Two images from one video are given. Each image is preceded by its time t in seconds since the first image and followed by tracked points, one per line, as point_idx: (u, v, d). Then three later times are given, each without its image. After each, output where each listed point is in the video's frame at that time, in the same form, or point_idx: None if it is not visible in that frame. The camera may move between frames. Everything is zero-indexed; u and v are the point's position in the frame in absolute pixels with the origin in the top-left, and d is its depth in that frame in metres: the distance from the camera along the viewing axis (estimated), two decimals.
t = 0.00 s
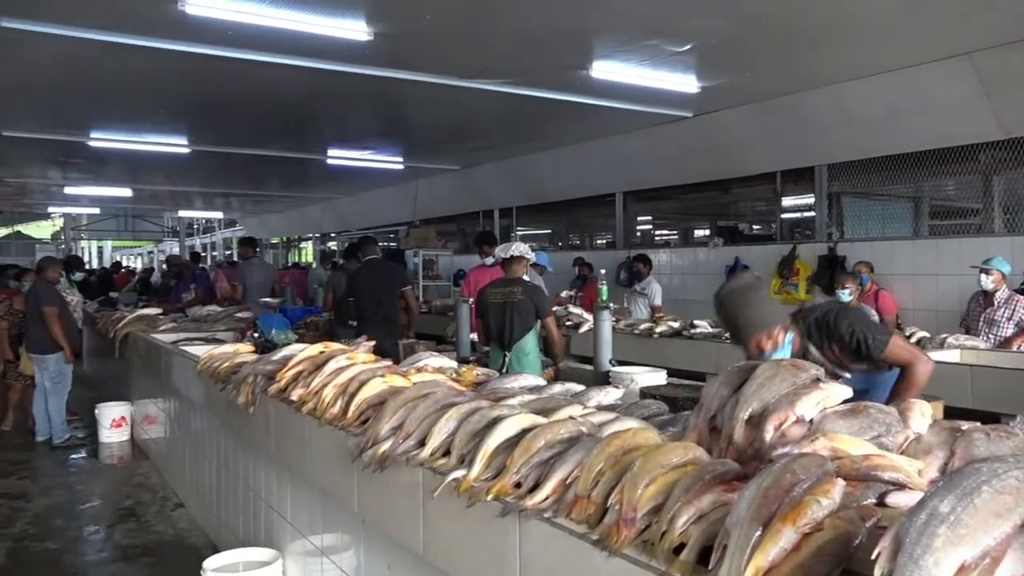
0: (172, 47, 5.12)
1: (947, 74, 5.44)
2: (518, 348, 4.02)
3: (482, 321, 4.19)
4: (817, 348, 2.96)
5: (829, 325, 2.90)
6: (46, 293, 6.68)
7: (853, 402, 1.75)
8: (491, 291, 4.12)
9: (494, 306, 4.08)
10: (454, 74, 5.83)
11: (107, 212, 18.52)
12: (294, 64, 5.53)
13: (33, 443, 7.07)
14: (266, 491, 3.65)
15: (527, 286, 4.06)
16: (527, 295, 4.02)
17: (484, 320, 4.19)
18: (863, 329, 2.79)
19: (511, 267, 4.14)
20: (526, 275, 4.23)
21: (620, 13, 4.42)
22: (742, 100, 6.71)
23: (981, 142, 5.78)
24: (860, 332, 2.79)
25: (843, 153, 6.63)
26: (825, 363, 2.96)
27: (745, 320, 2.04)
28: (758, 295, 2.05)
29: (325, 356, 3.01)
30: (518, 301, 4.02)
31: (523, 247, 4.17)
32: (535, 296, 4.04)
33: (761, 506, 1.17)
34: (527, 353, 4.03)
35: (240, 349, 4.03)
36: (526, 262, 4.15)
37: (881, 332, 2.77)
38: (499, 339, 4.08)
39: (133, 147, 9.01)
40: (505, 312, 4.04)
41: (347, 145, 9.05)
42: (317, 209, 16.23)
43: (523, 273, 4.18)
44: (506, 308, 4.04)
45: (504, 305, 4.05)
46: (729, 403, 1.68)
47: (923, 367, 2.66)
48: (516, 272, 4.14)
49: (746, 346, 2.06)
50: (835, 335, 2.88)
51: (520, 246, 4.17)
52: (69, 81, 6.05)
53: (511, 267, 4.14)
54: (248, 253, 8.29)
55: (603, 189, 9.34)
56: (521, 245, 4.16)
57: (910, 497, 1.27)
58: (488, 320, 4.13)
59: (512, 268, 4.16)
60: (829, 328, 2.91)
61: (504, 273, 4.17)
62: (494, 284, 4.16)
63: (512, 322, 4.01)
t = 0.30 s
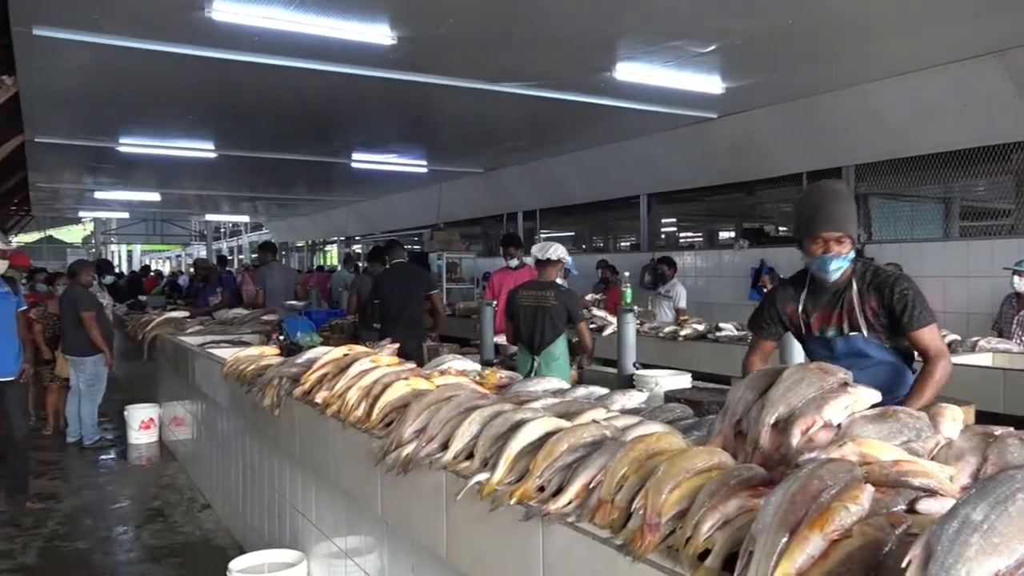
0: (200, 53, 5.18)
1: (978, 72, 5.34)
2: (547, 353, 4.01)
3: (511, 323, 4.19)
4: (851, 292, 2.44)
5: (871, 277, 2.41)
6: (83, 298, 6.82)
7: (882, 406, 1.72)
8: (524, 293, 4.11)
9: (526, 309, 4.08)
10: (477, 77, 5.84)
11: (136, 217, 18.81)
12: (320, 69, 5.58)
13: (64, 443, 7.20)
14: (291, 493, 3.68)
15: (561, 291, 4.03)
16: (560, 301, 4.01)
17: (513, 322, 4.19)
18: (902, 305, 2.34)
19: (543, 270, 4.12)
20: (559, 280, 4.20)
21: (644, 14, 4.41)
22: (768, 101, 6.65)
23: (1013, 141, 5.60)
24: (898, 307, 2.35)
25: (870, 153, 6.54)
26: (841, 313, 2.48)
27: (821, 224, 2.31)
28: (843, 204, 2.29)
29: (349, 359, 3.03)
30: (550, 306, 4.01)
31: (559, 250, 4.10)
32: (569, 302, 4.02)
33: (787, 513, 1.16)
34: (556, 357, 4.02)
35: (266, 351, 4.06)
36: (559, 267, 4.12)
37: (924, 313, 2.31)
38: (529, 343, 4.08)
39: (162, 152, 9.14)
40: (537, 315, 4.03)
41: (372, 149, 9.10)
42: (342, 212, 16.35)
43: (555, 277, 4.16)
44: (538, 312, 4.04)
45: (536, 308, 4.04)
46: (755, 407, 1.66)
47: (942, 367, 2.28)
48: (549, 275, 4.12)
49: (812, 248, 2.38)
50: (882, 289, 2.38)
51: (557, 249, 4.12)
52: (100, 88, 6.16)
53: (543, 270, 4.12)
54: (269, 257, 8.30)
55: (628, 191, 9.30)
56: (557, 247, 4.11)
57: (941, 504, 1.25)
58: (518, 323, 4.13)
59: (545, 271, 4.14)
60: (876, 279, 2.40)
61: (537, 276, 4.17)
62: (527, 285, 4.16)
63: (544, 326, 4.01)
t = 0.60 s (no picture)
0: (228, 58, 5.25)
1: (1011, 71, 5.24)
2: (577, 355, 4.00)
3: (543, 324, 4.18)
4: (889, 285, 2.41)
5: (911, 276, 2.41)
6: (124, 301, 6.90)
7: (912, 411, 1.69)
8: (559, 294, 4.11)
9: (560, 310, 4.08)
10: (502, 80, 5.85)
11: (166, 220, 19.10)
12: (346, 73, 5.63)
13: (95, 443, 7.34)
14: (316, 494, 3.71)
15: (595, 295, 4.01)
16: (594, 304, 4.00)
17: (545, 323, 4.18)
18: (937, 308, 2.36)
19: (577, 273, 4.08)
20: (597, 282, 4.16)
21: (668, 15, 4.39)
22: (795, 101, 6.58)
23: None
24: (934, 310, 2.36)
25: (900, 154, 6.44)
26: (874, 306, 2.44)
27: (873, 204, 2.28)
28: (896, 190, 2.29)
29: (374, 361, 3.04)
30: (584, 309, 4.00)
31: (598, 253, 4.05)
32: (603, 308, 4.01)
33: (814, 519, 1.14)
34: (586, 360, 4.01)
35: (292, 353, 4.10)
36: (596, 271, 4.08)
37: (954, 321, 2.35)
38: (559, 345, 4.07)
39: (192, 156, 9.28)
40: (570, 317, 4.02)
41: (397, 151, 9.16)
42: (368, 215, 16.46)
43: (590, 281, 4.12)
44: (572, 314, 4.03)
45: (570, 311, 4.03)
46: (782, 410, 1.64)
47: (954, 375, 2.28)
48: (583, 278, 4.10)
49: (857, 230, 2.34)
50: (922, 289, 2.38)
51: (596, 252, 4.06)
52: (131, 93, 6.27)
53: (578, 273, 4.09)
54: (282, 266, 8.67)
55: (653, 193, 9.25)
56: (596, 250, 4.05)
57: (973, 512, 1.22)
58: (550, 324, 4.12)
59: (581, 275, 4.10)
60: (916, 280, 2.40)
61: (572, 278, 4.14)
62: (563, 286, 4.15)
63: (577, 328, 4.00)
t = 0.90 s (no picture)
0: (248, 63, 5.30)
1: None
2: (592, 359, 3.98)
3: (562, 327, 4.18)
4: (907, 287, 2.38)
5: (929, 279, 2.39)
6: (151, 305, 7.00)
7: (934, 416, 1.67)
8: (577, 297, 4.12)
9: (577, 314, 4.08)
10: (520, 82, 5.86)
11: (187, 223, 19.29)
12: (365, 77, 5.66)
13: (118, 444, 7.43)
14: (334, 497, 3.73)
15: (612, 299, 4.00)
16: (611, 308, 3.98)
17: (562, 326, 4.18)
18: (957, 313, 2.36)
19: (597, 276, 4.10)
20: (616, 286, 4.16)
21: (687, 17, 4.37)
22: (815, 102, 6.52)
23: None
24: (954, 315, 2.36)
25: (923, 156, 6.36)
26: (891, 307, 2.39)
27: (891, 198, 2.29)
28: (917, 188, 2.30)
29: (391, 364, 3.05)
30: (600, 313, 3.99)
31: (618, 256, 4.06)
32: (620, 311, 3.99)
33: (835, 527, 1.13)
34: (602, 364, 3.98)
35: (311, 356, 4.13)
36: (616, 275, 4.09)
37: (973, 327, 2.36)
38: (576, 349, 4.07)
39: (213, 160, 9.37)
40: (587, 320, 4.02)
41: (416, 155, 9.19)
42: (386, 218, 16.53)
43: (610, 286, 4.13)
44: (589, 317, 4.02)
45: (586, 314, 4.03)
46: (802, 415, 1.63)
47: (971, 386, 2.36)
48: (603, 282, 4.11)
49: (873, 225, 2.34)
50: (942, 292, 2.37)
51: (616, 256, 4.07)
52: (153, 98, 6.34)
53: (598, 277, 4.10)
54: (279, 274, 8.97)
55: (672, 196, 9.22)
56: (615, 254, 4.07)
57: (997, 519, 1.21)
58: (567, 327, 4.12)
59: (601, 279, 4.11)
60: (935, 285, 2.38)
61: (592, 282, 4.16)
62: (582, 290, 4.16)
63: (593, 331, 3.99)
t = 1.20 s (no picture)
0: (273, 68, 5.35)
1: None
2: (608, 363, 3.98)
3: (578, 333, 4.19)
4: (905, 290, 2.38)
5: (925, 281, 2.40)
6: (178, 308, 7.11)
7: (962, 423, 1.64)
8: (590, 302, 4.13)
9: (589, 318, 4.09)
10: (542, 86, 5.86)
11: (213, 227, 19.52)
12: (388, 81, 5.70)
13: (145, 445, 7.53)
14: (356, 499, 3.75)
15: (623, 302, 3.99)
16: (621, 311, 3.97)
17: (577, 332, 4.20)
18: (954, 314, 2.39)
19: (614, 280, 4.10)
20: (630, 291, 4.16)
21: (710, 19, 4.35)
22: (841, 105, 6.45)
23: None
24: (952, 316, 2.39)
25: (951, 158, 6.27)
26: (893, 313, 2.39)
27: (880, 203, 2.26)
28: (907, 191, 2.27)
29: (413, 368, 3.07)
30: (611, 317, 3.99)
31: (635, 259, 4.07)
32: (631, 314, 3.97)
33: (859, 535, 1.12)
34: (618, 367, 3.96)
35: (334, 358, 4.16)
36: (632, 278, 4.10)
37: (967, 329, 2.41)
38: (592, 353, 4.07)
39: (239, 164, 9.47)
40: (599, 324, 4.03)
41: (439, 158, 9.23)
42: (409, 221, 16.61)
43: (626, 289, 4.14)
44: (601, 321, 4.03)
45: (599, 318, 4.04)
46: (826, 421, 1.61)
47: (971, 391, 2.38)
48: (618, 286, 4.11)
49: (863, 231, 2.32)
50: (938, 294, 2.39)
51: (630, 259, 4.08)
52: (181, 103, 6.43)
53: (614, 280, 4.10)
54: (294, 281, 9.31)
55: (695, 199, 9.17)
56: (630, 257, 4.08)
57: None
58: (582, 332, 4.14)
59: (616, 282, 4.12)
60: (930, 287, 2.40)
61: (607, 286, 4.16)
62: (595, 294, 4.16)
63: (604, 336, 4.00)
